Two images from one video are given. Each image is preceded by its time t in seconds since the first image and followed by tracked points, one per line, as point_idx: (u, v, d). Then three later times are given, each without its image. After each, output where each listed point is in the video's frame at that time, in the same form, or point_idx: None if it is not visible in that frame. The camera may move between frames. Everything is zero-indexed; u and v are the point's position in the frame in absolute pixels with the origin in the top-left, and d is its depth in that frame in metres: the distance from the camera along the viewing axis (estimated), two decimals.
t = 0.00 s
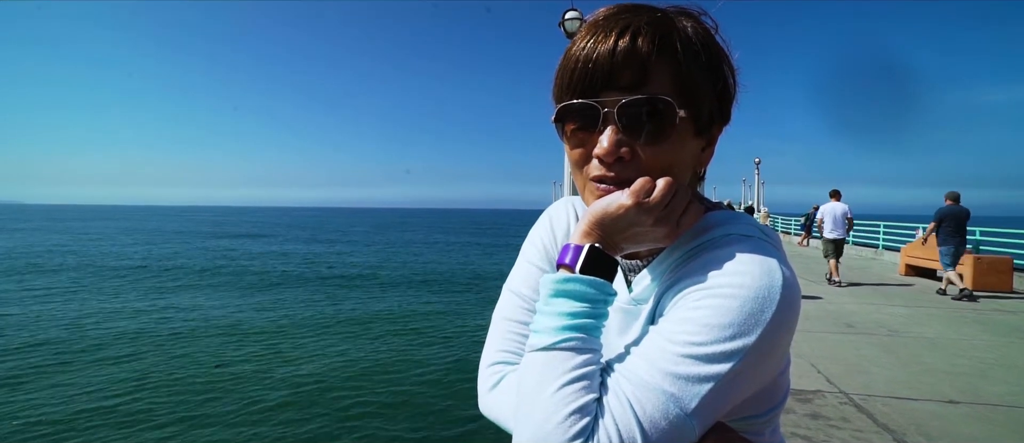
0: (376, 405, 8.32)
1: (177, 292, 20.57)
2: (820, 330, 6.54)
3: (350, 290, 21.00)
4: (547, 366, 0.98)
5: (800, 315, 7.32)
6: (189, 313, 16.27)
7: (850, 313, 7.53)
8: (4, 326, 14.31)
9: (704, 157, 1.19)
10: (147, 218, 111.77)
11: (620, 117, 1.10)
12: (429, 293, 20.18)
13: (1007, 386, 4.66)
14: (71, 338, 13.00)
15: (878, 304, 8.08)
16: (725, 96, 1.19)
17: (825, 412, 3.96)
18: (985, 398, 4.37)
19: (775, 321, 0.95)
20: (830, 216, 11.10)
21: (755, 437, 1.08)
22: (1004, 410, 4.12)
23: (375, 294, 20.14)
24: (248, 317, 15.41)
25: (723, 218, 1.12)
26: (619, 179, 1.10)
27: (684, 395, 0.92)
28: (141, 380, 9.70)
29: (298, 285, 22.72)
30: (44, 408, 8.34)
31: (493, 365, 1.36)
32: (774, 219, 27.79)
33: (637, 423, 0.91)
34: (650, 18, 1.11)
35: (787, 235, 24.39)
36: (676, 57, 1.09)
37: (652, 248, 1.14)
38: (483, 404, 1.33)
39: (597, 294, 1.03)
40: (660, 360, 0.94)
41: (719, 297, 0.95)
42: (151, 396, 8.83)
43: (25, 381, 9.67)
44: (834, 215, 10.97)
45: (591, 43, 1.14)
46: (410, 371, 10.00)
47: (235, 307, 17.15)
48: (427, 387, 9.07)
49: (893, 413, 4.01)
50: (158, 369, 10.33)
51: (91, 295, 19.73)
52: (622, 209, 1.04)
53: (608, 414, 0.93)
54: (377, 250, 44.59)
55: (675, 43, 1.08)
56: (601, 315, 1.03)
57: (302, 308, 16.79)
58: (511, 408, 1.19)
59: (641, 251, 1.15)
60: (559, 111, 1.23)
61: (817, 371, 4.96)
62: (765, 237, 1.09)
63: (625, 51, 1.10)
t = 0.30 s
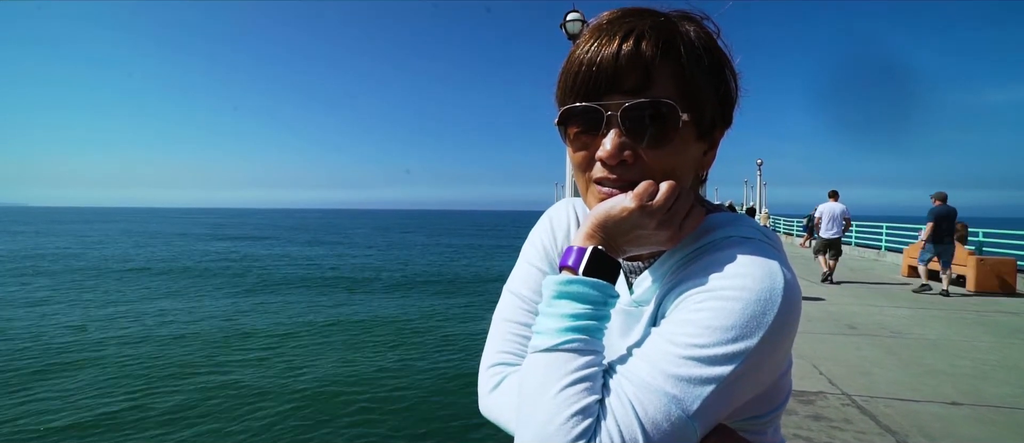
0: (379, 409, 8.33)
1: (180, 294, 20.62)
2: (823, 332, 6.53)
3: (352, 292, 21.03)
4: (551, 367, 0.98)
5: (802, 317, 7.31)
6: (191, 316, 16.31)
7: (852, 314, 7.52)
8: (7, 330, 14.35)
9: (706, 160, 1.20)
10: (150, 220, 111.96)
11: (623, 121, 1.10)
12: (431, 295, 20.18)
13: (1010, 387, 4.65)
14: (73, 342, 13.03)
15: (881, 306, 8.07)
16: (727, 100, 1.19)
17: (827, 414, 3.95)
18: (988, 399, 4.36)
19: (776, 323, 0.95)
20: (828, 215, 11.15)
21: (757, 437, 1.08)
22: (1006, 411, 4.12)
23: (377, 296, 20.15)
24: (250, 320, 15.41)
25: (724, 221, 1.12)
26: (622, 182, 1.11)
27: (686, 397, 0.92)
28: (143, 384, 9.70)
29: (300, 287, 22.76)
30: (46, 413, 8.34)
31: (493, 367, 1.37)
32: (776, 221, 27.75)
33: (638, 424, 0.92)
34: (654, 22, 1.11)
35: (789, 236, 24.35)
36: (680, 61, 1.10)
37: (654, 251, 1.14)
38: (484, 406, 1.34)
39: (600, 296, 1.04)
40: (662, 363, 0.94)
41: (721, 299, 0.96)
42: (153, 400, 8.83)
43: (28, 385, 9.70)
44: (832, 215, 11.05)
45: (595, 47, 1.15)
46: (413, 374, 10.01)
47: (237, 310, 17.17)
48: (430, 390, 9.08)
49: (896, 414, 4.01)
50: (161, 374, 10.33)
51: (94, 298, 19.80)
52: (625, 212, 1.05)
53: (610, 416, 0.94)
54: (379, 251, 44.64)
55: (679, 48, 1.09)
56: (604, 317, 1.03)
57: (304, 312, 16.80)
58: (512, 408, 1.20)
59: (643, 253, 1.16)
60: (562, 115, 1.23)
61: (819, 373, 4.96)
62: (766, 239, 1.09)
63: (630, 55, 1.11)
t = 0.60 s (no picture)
0: (382, 411, 8.34)
1: (181, 297, 20.62)
2: (824, 333, 6.54)
3: (353, 294, 21.04)
4: (550, 370, 0.99)
5: (804, 318, 7.32)
6: (192, 318, 16.32)
7: (853, 315, 7.52)
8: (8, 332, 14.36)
9: (705, 166, 1.21)
10: (151, 222, 112.04)
11: (624, 127, 1.12)
12: (431, 297, 20.19)
13: (1011, 388, 4.65)
14: (74, 344, 13.04)
15: (882, 307, 8.07)
16: (725, 107, 1.21)
17: (828, 415, 3.96)
18: (988, 400, 4.37)
19: (774, 327, 0.97)
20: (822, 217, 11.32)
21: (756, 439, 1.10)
22: (1007, 412, 4.13)
23: (378, 298, 20.17)
24: (250, 323, 15.40)
25: (722, 225, 1.14)
26: (621, 188, 1.12)
27: (684, 399, 0.94)
28: (145, 387, 9.69)
29: (301, 288, 22.79)
30: (49, 416, 8.35)
31: (493, 369, 1.39)
32: (776, 221, 27.77)
33: (638, 426, 0.93)
34: (654, 31, 1.13)
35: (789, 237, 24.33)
36: (679, 69, 1.11)
37: (653, 255, 1.16)
38: (484, 408, 1.36)
39: (600, 300, 1.05)
40: (662, 365, 0.95)
41: (719, 302, 0.97)
42: (155, 403, 8.84)
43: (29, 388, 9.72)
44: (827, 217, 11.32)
45: (596, 55, 1.17)
46: (414, 377, 10.01)
47: (237, 312, 17.15)
48: (431, 392, 9.09)
49: (896, 415, 4.02)
50: (162, 376, 10.33)
51: (94, 300, 19.79)
52: (625, 217, 1.06)
53: (610, 417, 0.95)
54: (380, 253, 44.67)
55: (678, 56, 1.11)
56: (604, 321, 1.05)
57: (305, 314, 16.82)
58: (513, 410, 1.21)
59: (642, 257, 1.17)
60: (563, 120, 1.25)
61: (820, 374, 4.97)
62: (764, 243, 1.11)
63: (629, 63, 1.12)
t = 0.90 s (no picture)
0: (381, 408, 8.36)
1: (178, 294, 20.61)
2: (819, 329, 6.57)
3: (351, 291, 21.01)
4: (535, 364, 1.01)
5: (799, 315, 7.35)
6: (190, 315, 16.27)
7: (849, 312, 7.55)
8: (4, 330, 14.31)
9: (690, 160, 1.23)
10: (148, 219, 111.80)
11: (607, 123, 1.15)
12: (429, 294, 20.19)
13: (1005, 384, 4.68)
14: (71, 342, 13.00)
15: (877, 304, 8.11)
16: (709, 101, 1.23)
17: (821, 410, 3.99)
18: (982, 396, 4.40)
19: (757, 317, 0.98)
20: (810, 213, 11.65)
21: (744, 430, 1.11)
22: (1000, 408, 4.16)
23: (376, 295, 20.17)
24: (247, 319, 15.39)
25: (708, 218, 1.16)
26: (606, 182, 1.15)
27: (668, 389, 0.95)
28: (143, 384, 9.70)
29: (299, 286, 22.80)
30: (48, 414, 8.34)
31: (485, 364, 1.40)
32: (773, 218, 27.83)
33: (623, 417, 0.95)
34: (635, 27, 1.16)
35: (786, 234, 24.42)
36: (660, 65, 1.14)
37: (639, 249, 1.17)
38: (475, 401, 1.37)
39: (585, 294, 1.06)
40: (646, 357, 0.97)
41: (702, 294, 0.99)
42: (154, 400, 8.84)
43: (25, 386, 9.70)
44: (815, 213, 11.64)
45: (580, 51, 1.20)
46: (412, 374, 10.04)
47: (234, 309, 17.14)
48: (429, 389, 9.13)
49: (890, 411, 4.05)
50: (160, 374, 10.34)
51: (91, 297, 19.72)
52: (609, 211, 1.08)
53: (595, 409, 0.96)
54: (378, 250, 44.68)
55: (660, 51, 1.13)
56: (589, 313, 1.07)
57: (303, 311, 16.80)
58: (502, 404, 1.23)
59: (629, 251, 1.19)
60: (550, 117, 1.27)
61: (815, 370, 5.00)
62: (749, 236, 1.12)
63: (612, 59, 1.15)
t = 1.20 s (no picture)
0: (386, 409, 8.41)
1: (184, 294, 20.72)
2: (823, 327, 6.54)
3: (355, 291, 21.07)
4: (534, 362, 1.02)
5: (804, 312, 7.32)
6: (196, 315, 16.35)
7: (854, 310, 7.52)
8: (12, 331, 14.42)
9: (686, 159, 1.25)
10: (154, 219, 112.39)
11: (604, 121, 1.16)
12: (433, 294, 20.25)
13: (1012, 382, 4.65)
14: (78, 342, 13.10)
15: (882, 301, 8.07)
16: (705, 99, 1.24)
17: (826, 409, 3.98)
18: (988, 394, 4.37)
19: (754, 314, 0.98)
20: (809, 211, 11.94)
21: (744, 427, 1.11)
22: (1007, 406, 4.13)
23: (380, 294, 20.23)
24: (253, 320, 15.47)
25: (705, 216, 1.16)
26: (603, 181, 1.17)
27: (666, 386, 0.96)
28: (150, 385, 9.76)
29: (303, 286, 22.90)
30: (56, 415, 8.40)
31: (486, 362, 1.41)
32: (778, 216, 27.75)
33: (621, 414, 0.95)
34: (630, 27, 1.18)
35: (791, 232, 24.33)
36: (655, 64, 1.16)
37: (637, 247, 1.18)
38: (476, 400, 1.38)
39: (583, 291, 1.07)
40: (644, 354, 0.98)
41: (700, 291, 0.99)
42: (161, 401, 8.90)
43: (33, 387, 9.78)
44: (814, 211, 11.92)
45: (575, 51, 1.22)
46: (417, 374, 10.09)
47: (240, 310, 17.23)
48: (434, 390, 9.16)
49: (896, 409, 4.03)
50: (167, 374, 10.40)
51: (97, 297, 19.84)
52: (606, 209, 1.09)
53: (594, 407, 0.97)
54: (381, 250, 44.78)
55: (654, 50, 1.15)
56: (588, 311, 1.07)
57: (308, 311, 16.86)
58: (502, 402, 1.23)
59: (627, 249, 1.19)
60: (547, 117, 1.29)
61: (819, 368, 4.98)
62: (747, 233, 1.12)
63: (606, 58, 1.17)
